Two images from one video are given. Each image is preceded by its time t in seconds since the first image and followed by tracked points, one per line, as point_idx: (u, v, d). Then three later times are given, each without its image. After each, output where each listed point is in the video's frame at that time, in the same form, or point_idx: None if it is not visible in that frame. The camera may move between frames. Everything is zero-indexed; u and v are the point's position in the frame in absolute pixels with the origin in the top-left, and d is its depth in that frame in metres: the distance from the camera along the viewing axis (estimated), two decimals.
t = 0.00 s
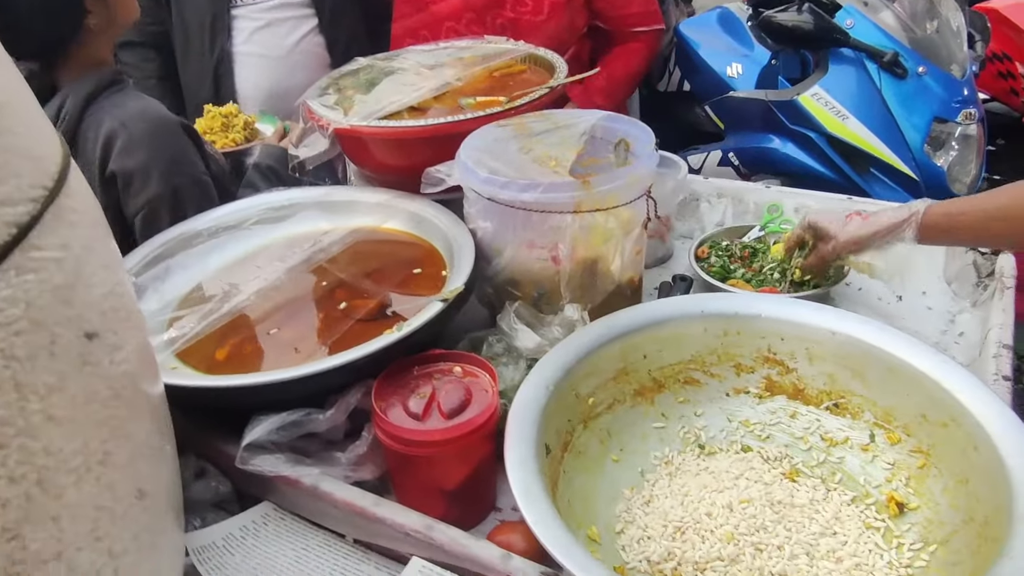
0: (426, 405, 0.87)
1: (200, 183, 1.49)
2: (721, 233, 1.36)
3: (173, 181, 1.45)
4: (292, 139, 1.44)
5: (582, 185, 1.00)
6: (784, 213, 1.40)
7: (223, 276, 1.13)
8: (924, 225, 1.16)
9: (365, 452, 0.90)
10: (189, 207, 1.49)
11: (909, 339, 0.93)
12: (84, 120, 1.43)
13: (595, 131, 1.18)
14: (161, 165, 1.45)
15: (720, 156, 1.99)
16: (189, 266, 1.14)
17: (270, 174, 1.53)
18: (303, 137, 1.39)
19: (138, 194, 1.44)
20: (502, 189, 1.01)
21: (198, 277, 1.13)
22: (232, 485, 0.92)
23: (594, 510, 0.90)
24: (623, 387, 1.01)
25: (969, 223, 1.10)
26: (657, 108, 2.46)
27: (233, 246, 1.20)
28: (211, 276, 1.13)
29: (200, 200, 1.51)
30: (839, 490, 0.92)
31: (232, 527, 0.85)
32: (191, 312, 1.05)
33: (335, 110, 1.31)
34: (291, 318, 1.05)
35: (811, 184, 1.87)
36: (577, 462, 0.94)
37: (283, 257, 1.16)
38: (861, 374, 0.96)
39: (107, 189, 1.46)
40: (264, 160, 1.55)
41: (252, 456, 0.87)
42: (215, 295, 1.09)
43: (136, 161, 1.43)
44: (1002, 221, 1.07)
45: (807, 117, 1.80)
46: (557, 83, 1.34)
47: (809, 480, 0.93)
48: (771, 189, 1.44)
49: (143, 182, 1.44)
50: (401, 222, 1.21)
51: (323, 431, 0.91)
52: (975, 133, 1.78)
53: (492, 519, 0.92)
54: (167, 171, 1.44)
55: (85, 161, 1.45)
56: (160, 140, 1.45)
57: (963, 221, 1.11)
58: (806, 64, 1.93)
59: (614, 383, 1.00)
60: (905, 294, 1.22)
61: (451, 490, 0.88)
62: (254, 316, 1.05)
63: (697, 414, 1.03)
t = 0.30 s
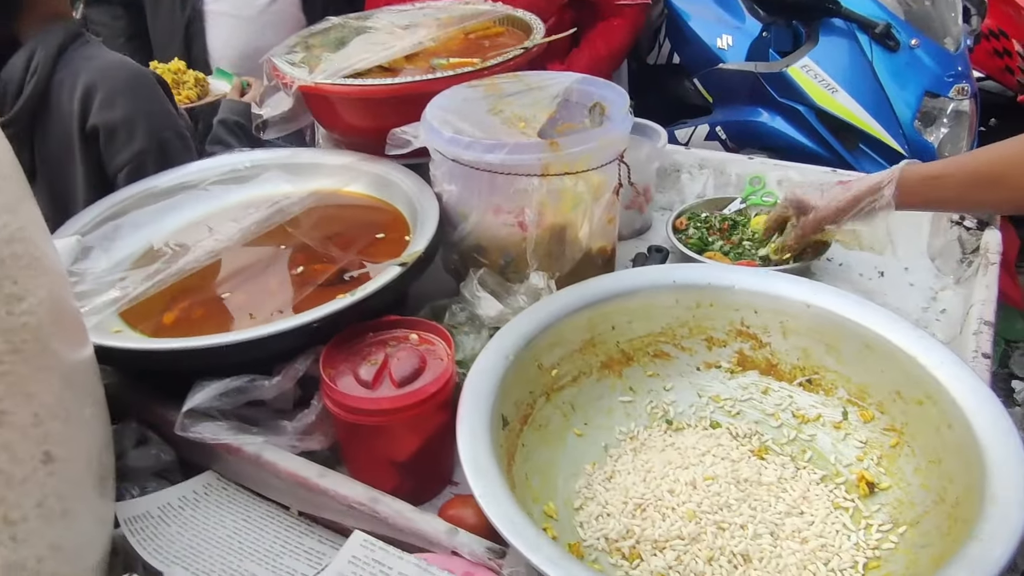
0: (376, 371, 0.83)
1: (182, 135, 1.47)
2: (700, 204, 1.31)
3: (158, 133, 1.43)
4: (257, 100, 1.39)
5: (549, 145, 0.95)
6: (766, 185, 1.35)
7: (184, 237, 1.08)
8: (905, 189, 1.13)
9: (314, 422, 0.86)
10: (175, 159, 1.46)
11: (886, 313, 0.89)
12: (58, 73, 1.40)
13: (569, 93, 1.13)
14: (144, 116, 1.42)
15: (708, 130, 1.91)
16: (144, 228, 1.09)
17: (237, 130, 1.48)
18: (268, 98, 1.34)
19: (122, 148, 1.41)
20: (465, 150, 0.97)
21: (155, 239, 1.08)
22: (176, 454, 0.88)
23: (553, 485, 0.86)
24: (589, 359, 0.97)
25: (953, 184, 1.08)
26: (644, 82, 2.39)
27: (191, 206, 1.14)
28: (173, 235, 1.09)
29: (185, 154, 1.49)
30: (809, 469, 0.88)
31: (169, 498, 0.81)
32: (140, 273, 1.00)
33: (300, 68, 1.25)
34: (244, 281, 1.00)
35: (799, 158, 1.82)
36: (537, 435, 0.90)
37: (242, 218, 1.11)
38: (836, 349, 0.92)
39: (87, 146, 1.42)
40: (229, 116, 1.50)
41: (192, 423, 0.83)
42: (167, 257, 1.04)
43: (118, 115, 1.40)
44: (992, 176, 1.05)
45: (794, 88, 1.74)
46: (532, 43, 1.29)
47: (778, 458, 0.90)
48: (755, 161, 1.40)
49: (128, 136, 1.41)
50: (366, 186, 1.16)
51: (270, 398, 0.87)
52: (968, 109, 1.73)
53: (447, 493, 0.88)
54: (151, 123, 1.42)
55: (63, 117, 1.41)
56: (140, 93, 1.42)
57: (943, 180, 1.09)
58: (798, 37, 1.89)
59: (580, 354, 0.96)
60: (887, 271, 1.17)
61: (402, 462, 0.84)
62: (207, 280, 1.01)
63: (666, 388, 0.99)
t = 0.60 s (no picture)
0: (327, 336, 0.79)
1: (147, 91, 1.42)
2: (681, 175, 1.27)
3: (120, 87, 1.38)
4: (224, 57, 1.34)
5: (518, 105, 0.91)
6: (750, 155, 1.31)
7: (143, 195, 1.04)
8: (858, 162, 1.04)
9: (263, 388, 0.82)
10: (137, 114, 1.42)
11: (864, 286, 0.85)
12: (14, 22, 1.34)
13: (543, 53, 1.08)
14: (104, 71, 1.37)
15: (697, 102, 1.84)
16: (101, 184, 1.05)
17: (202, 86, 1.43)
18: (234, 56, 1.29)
19: (82, 103, 1.36)
20: (429, 108, 0.92)
21: (111, 197, 1.04)
22: (120, 419, 0.85)
23: (510, 458, 0.83)
24: (555, 329, 0.93)
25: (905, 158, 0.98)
26: (636, 51, 2.30)
27: (148, 165, 1.09)
28: (132, 194, 1.05)
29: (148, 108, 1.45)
30: (777, 445, 0.85)
31: (106, 464, 0.77)
32: (89, 231, 0.96)
33: (266, 24, 1.21)
34: (199, 243, 0.97)
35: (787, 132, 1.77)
36: (497, 406, 0.87)
37: (200, 177, 1.06)
38: (810, 323, 0.88)
39: (46, 98, 1.37)
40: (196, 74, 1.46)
41: (133, 386, 0.80)
42: (120, 216, 1.00)
43: (77, 66, 1.35)
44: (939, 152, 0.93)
45: (785, 59, 1.70)
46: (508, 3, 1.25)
47: (745, 434, 0.87)
48: (738, 131, 1.35)
49: (87, 90, 1.36)
50: (331, 148, 1.12)
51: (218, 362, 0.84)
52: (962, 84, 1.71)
53: (402, 464, 0.85)
54: (113, 78, 1.37)
55: (18, 66, 1.35)
56: (100, 45, 1.36)
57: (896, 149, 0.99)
58: (792, 8, 1.84)
59: (545, 324, 0.92)
60: (870, 246, 1.14)
61: (353, 431, 0.80)
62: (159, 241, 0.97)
63: (634, 360, 0.96)
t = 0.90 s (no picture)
0: (278, 304, 0.76)
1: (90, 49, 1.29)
2: (662, 147, 1.23)
3: (59, 45, 1.25)
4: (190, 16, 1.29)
5: (487, 67, 0.86)
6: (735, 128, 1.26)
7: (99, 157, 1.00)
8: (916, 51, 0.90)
9: (213, 356, 0.79)
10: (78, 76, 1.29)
11: (842, 261, 0.82)
12: None
13: (518, 15, 1.02)
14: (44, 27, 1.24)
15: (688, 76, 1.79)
16: (55, 144, 1.00)
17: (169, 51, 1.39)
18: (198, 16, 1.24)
19: (16, 58, 1.24)
20: (395, 69, 0.87)
21: (65, 158, 1.00)
22: (66, 388, 0.81)
23: (470, 433, 0.80)
24: (523, 301, 0.90)
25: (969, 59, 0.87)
26: (627, 21, 2.21)
27: (105, 127, 1.05)
28: (87, 155, 1.00)
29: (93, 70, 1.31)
30: (747, 425, 0.82)
31: (46, 433, 0.74)
32: (40, 193, 0.92)
33: None
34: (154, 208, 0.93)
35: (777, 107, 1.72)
36: (458, 380, 0.84)
37: (159, 142, 1.02)
38: (784, 299, 0.85)
39: None
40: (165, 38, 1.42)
41: (76, 352, 0.76)
42: (73, 178, 0.96)
43: (13, 19, 1.22)
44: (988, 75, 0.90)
45: (774, 30, 1.68)
46: None
47: (715, 413, 0.84)
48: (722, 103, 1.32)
49: (22, 45, 1.24)
50: (297, 111, 1.08)
51: (168, 330, 0.80)
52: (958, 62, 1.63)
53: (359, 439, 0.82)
54: (52, 33, 1.24)
55: None
56: None
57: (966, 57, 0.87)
58: None
59: (512, 297, 0.89)
60: (855, 223, 1.10)
61: (305, 404, 0.77)
62: (113, 206, 0.93)
63: (604, 336, 0.93)
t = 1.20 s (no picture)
0: (231, 269, 0.72)
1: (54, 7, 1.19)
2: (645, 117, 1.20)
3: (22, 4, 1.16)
4: None
5: (455, 27, 0.83)
6: (720, 99, 1.23)
7: (59, 117, 0.97)
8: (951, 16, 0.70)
9: (165, 323, 0.76)
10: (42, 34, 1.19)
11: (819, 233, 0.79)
12: None
13: None
14: None
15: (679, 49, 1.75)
16: (13, 102, 0.97)
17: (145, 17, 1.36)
18: None
19: None
20: (360, 28, 0.84)
21: (23, 117, 0.96)
22: (16, 354, 0.79)
23: (431, 405, 0.78)
24: (492, 271, 0.87)
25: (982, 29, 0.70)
26: None
27: (65, 86, 1.01)
28: (47, 114, 0.97)
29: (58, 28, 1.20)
30: (719, 401, 0.80)
31: None
32: None
33: None
34: (112, 170, 0.90)
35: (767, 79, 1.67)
36: (421, 351, 0.81)
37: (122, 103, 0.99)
38: (760, 271, 0.82)
39: None
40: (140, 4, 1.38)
41: (21, 316, 0.73)
42: (30, 139, 0.93)
43: None
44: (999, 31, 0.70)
45: None
46: None
47: (686, 388, 0.81)
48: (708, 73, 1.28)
49: None
50: (265, 73, 1.05)
51: (120, 296, 0.78)
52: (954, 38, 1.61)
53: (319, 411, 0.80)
54: None
55: None
56: None
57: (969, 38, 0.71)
58: None
59: (481, 266, 0.86)
60: (840, 197, 1.07)
61: (260, 374, 0.74)
62: (70, 167, 0.90)
63: (576, 308, 0.90)
